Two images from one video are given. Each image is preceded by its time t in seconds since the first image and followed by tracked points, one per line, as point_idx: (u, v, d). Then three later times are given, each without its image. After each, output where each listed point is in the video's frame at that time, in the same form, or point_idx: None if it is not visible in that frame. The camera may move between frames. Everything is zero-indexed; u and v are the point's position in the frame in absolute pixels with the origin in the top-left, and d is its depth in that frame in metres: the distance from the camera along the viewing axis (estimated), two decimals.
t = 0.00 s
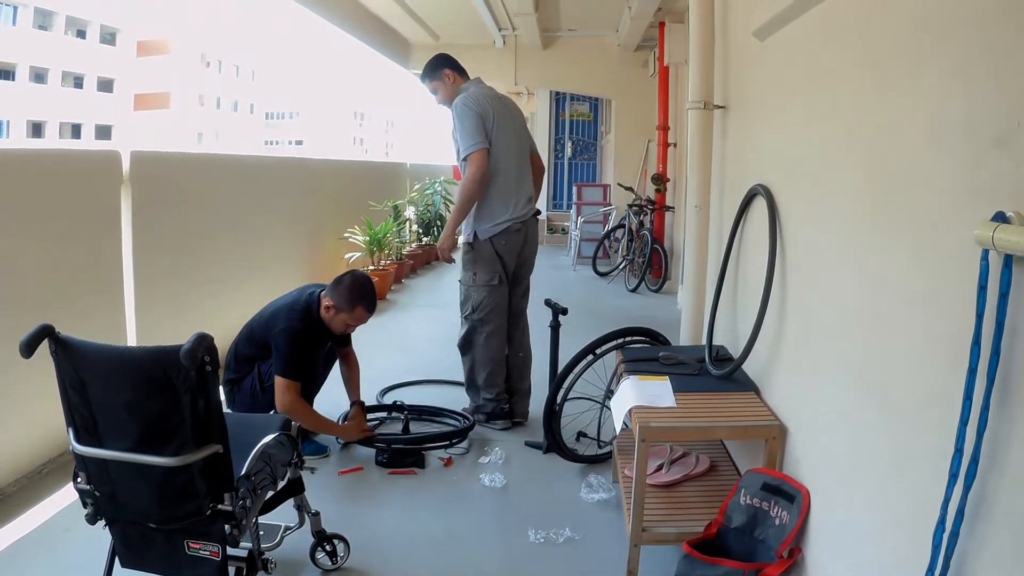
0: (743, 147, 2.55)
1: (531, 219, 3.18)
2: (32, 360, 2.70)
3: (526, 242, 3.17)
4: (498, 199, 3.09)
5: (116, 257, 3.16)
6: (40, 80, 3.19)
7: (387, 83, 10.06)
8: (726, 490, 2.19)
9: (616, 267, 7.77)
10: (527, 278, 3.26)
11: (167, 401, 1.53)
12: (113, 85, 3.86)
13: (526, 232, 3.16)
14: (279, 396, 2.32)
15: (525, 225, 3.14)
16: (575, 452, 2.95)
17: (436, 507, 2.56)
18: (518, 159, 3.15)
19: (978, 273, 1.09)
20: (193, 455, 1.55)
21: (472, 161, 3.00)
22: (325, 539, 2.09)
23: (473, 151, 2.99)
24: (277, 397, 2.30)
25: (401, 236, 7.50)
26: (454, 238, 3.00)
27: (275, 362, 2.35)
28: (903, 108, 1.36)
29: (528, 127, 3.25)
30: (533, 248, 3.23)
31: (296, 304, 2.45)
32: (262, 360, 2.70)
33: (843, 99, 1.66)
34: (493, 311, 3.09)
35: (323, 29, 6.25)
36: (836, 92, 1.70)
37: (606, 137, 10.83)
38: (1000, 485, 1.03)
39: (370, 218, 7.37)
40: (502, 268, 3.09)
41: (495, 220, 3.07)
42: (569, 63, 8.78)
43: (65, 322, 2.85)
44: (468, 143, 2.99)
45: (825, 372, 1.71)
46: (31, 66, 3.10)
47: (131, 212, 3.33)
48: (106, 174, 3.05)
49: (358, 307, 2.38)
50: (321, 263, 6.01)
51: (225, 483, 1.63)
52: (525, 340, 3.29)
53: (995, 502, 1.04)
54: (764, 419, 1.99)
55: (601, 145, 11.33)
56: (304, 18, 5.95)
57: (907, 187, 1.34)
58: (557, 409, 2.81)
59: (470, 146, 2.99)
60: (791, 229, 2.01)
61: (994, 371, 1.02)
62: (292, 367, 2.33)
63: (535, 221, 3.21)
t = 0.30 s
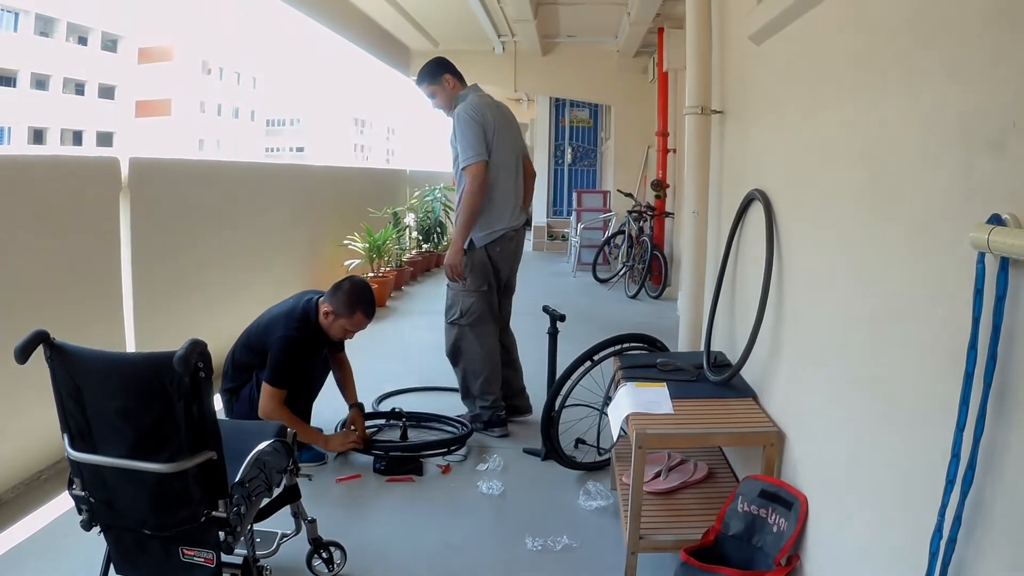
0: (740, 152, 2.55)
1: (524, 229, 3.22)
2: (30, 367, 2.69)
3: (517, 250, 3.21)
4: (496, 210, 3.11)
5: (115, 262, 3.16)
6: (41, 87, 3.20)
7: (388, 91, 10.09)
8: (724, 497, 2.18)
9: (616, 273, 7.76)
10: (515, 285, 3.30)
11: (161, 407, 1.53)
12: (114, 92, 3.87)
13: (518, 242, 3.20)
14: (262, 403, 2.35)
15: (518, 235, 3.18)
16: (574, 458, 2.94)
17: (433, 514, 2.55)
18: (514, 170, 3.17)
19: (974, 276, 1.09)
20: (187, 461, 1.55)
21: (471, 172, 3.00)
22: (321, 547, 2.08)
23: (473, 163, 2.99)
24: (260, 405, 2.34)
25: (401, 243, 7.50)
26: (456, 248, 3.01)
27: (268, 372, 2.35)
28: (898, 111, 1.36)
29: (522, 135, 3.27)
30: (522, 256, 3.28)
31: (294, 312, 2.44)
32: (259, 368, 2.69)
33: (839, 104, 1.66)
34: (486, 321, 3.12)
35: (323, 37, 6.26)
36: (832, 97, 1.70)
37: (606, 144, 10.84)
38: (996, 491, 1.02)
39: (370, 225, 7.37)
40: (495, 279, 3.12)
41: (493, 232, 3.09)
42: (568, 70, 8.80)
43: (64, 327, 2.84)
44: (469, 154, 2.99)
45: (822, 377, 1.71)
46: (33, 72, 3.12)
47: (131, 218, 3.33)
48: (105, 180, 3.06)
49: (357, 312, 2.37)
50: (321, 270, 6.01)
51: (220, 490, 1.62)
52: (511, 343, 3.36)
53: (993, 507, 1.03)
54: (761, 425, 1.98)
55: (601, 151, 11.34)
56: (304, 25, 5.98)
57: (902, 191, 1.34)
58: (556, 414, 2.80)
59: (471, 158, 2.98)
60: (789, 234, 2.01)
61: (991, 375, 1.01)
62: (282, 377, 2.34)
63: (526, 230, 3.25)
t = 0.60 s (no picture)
0: (740, 151, 2.54)
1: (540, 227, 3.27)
2: (31, 371, 2.69)
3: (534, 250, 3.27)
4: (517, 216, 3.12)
5: (116, 266, 3.15)
6: (41, 91, 3.20)
7: (387, 93, 10.09)
8: (726, 497, 2.18)
9: (617, 274, 7.76)
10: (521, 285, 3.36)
11: (162, 411, 1.53)
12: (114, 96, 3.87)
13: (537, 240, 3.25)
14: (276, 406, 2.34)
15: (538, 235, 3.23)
16: (575, 459, 2.94)
17: (435, 516, 2.55)
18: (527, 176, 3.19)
19: (975, 274, 1.09)
20: (188, 465, 1.55)
21: (489, 184, 2.98)
22: (323, 549, 2.07)
23: (490, 174, 2.97)
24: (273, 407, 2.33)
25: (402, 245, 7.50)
26: (478, 260, 3.01)
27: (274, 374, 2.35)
28: (897, 109, 1.36)
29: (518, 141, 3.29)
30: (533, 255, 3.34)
31: (294, 315, 2.44)
32: (261, 371, 2.70)
33: (839, 102, 1.65)
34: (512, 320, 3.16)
35: (323, 40, 6.26)
36: (831, 96, 1.70)
37: (606, 144, 10.84)
38: (998, 490, 1.02)
39: (371, 228, 7.37)
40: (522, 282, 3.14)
41: (518, 237, 3.11)
42: (567, 71, 8.81)
43: (64, 331, 2.84)
44: (486, 167, 2.96)
45: (824, 377, 1.70)
46: (32, 76, 3.12)
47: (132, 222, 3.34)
48: (105, 183, 3.06)
49: (357, 315, 2.37)
50: (321, 272, 6.00)
51: (221, 493, 1.62)
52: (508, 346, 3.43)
53: (995, 506, 1.03)
54: (762, 425, 1.98)
55: (601, 152, 11.35)
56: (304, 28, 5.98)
57: (901, 188, 1.34)
58: (557, 415, 2.79)
59: (488, 170, 2.96)
60: (789, 233, 2.00)
61: (992, 373, 1.01)
62: (291, 379, 2.34)
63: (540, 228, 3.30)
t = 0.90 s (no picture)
0: (740, 151, 2.54)
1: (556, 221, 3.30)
2: (30, 372, 2.69)
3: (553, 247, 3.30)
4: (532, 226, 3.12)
5: (115, 267, 3.15)
6: (41, 92, 3.20)
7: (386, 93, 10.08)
8: (726, 497, 2.18)
9: (616, 273, 7.76)
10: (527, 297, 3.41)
11: (161, 411, 1.52)
12: (113, 96, 3.87)
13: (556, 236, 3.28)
14: (283, 407, 2.32)
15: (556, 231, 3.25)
16: (575, 459, 2.94)
17: (434, 516, 2.54)
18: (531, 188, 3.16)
19: (975, 273, 1.08)
20: (187, 465, 1.54)
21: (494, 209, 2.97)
22: (323, 550, 2.07)
23: (493, 197, 2.96)
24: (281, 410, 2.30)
25: (402, 245, 7.49)
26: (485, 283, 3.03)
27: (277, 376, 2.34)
28: (898, 107, 1.35)
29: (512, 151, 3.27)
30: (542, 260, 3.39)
31: (292, 316, 2.44)
32: (260, 373, 2.70)
33: (838, 101, 1.65)
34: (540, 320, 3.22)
35: (322, 41, 6.25)
36: (831, 95, 1.70)
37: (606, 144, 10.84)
38: (998, 489, 1.02)
39: (370, 228, 7.37)
40: (541, 286, 3.16)
41: (533, 244, 3.12)
42: (566, 70, 8.81)
43: (63, 332, 2.83)
44: (489, 193, 2.95)
45: (824, 377, 1.70)
46: (31, 77, 3.12)
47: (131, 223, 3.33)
48: (104, 184, 3.06)
49: (355, 315, 2.37)
50: (321, 273, 6.00)
51: (220, 494, 1.62)
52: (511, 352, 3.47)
53: (994, 506, 1.03)
54: (762, 424, 1.98)
55: (601, 152, 11.35)
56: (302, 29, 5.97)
57: (902, 187, 1.33)
58: (557, 415, 2.79)
59: (491, 194, 2.95)
60: (788, 233, 2.00)
61: (992, 373, 1.01)
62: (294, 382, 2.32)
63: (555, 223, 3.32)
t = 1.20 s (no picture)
0: (740, 151, 2.54)
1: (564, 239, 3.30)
2: (31, 372, 2.69)
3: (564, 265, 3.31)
4: (549, 250, 3.15)
5: (117, 267, 3.15)
6: (42, 92, 3.21)
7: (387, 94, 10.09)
8: (726, 497, 2.18)
9: (617, 274, 7.75)
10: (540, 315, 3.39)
11: (162, 412, 1.53)
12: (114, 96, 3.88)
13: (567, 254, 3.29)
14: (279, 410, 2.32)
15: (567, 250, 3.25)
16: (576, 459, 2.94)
17: (435, 517, 2.54)
18: (543, 216, 3.22)
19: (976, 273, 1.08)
20: (188, 465, 1.54)
21: (485, 280, 2.88)
22: (323, 549, 2.07)
23: (485, 266, 2.87)
24: (276, 413, 2.30)
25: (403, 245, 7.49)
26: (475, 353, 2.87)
27: (276, 378, 2.33)
28: (899, 107, 1.35)
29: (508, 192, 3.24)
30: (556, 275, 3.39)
31: (295, 315, 2.44)
32: (261, 374, 2.70)
33: (838, 101, 1.65)
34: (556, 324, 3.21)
35: (323, 42, 6.26)
36: (831, 95, 1.70)
37: (607, 144, 10.84)
38: (998, 490, 1.02)
39: (371, 228, 7.37)
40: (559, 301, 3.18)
41: (552, 264, 3.16)
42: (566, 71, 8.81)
43: (63, 332, 2.83)
44: (485, 258, 2.87)
45: (824, 378, 1.70)
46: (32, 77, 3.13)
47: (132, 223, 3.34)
48: (105, 184, 3.06)
49: (358, 316, 2.37)
50: (321, 273, 6.00)
51: (221, 494, 1.62)
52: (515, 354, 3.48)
53: (994, 506, 1.03)
54: (763, 425, 1.98)
55: (602, 152, 11.35)
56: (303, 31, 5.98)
57: (902, 186, 1.33)
58: (557, 415, 2.79)
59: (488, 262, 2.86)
60: (789, 234, 2.00)
61: (992, 374, 1.01)
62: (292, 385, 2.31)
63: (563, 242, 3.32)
